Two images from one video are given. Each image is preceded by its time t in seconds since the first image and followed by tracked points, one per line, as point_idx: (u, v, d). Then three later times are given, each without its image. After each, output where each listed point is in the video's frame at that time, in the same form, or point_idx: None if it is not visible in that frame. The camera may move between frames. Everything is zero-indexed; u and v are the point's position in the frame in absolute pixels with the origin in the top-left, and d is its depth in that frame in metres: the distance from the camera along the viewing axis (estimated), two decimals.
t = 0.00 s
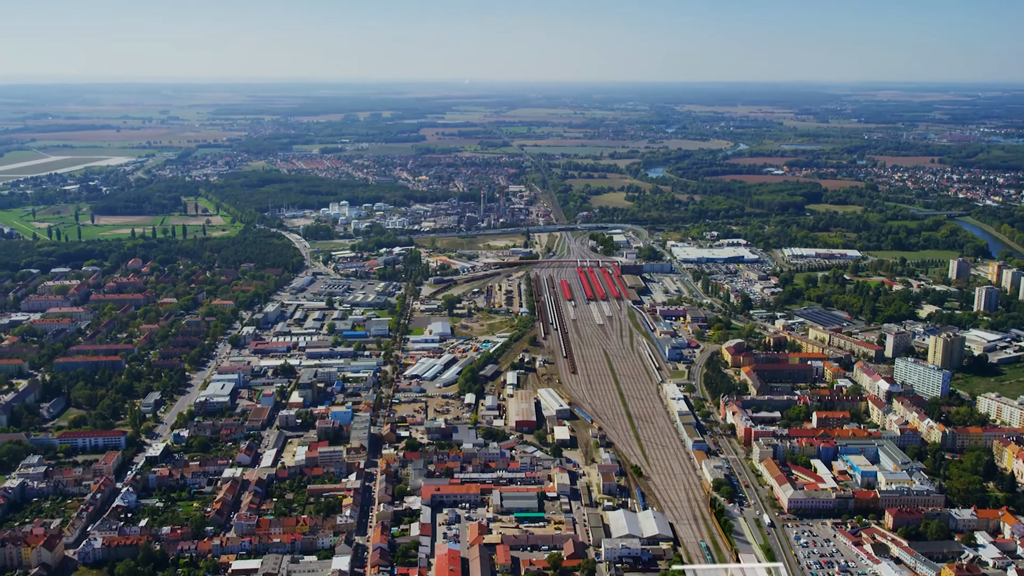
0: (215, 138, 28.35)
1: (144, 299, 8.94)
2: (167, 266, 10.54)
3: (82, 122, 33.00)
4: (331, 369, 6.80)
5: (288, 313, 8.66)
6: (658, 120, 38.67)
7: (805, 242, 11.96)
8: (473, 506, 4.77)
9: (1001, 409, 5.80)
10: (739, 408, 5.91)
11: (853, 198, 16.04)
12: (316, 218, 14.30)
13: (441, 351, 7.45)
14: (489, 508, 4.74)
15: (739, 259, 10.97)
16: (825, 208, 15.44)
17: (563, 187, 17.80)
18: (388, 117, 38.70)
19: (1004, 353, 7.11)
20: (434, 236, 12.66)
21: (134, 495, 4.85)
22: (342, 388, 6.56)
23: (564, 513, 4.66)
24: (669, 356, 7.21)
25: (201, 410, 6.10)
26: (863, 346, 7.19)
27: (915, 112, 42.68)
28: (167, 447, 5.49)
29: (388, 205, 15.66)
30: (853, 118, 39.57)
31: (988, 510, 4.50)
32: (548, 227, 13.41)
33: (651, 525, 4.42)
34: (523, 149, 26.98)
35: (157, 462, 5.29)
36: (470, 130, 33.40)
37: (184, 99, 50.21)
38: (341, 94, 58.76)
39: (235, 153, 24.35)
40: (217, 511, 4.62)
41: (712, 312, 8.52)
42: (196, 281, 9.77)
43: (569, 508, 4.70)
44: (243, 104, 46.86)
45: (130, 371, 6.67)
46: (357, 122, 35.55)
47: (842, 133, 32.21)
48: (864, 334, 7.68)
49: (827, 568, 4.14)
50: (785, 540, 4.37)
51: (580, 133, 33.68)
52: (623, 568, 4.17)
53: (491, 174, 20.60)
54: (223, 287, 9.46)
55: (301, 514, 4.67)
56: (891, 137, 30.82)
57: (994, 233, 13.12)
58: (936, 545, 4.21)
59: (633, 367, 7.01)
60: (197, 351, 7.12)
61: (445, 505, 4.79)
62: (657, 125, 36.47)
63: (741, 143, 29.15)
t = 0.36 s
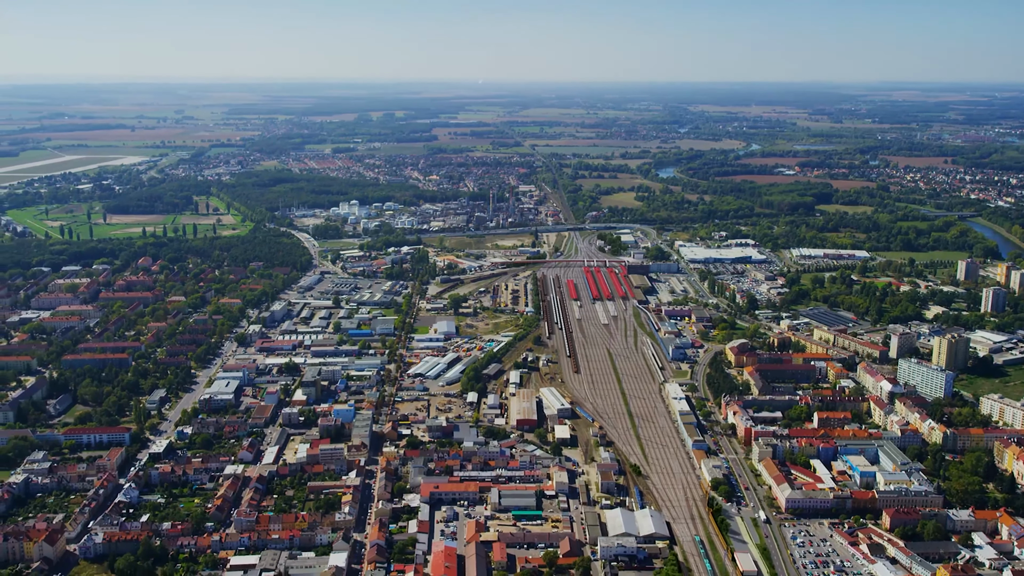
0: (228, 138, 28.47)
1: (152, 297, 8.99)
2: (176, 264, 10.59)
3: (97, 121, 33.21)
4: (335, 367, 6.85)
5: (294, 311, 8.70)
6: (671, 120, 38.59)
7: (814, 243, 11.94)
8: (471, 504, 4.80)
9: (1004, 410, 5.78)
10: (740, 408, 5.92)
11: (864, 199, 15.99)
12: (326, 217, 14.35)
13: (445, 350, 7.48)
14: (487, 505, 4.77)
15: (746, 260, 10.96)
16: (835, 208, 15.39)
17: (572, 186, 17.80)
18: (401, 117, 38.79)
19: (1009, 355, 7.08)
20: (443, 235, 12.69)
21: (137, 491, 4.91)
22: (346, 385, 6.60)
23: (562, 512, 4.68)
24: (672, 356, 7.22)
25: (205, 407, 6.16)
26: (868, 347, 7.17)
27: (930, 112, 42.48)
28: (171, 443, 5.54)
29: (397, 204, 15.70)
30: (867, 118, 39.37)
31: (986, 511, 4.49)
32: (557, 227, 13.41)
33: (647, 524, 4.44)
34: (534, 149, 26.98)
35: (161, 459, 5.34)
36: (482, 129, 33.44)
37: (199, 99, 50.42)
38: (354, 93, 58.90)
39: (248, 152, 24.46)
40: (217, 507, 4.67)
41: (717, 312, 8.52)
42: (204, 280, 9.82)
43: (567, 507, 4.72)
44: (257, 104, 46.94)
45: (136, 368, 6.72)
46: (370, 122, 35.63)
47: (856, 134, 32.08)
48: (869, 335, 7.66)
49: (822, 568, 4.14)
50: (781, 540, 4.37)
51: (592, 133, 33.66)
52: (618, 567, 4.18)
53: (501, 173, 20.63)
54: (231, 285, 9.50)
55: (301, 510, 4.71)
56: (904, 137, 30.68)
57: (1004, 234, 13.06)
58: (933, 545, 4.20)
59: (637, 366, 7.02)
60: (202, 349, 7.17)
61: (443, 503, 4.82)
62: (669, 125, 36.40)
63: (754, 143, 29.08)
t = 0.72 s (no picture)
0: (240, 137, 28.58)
1: (159, 295, 9.03)
2: (184, 263, 10.64)
3: (111, 121, 33.41)
4: (338, 366, 6.88)
5: (300, 310, 8.73)
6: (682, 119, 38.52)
7: (821, 243, 11.91)
8: (468, 502, 4.83)
9: (1005, 411, 5.76)
10: (740, 408, 5.91)
11: (874, 199, 15.93)
12: (334, 216, 14.40)
13: (448, 349, 7.51)
14: (484, 503, 4.79)
15: (753, 260, 10.95)
16: (844, 209, 15.34)
17: (581, 186, 17.81)
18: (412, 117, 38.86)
19: (1013, 356, 7.05)
20: (450, 235, 12.71)
21: (138, 487, 4.96)
22: (348, 384, 6.64)
23: (559, 509, 4.70)
24: (675, 356, 7.23)
25: (208, 404, 6.21)
26: (871, 348, 7.15)
27: (944, 112, 42.27)
28: (173, 440, 5.59)
29: (406, 204, 15.73)
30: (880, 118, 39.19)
31: (983, 512, 4.48)
32: (564, 227, 13.42)
33: (643, 522, 4.45)
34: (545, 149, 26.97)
35: (163, 455, 5.39)
36: (493, 129, 33.47)
37: (213, 99, 50.57)
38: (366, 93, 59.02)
39: (259, 152, 24.55)
40: (216, 503, 4.71)
41: (722, 312, 8.52)
42: (212, 278, 9.86)
43: (563, 505, 4.74)
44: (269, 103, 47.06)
45: (141, 366, 6.77)
46: (382, 122, 35.71)
47: (868, 134, 31.95)
48: (873, 336, 7.64)
49: (817, 567, 4.14)
50: (777, 540, 4.37)
51: (603, 133, 33.63)
52: (613, 564, 4.20)
53: (511, 173, 20.64)
54: (238, 284, 9.55)
55: (299, 507, 4.75)
56: (917, 137, 30.53)
57: (1014, 235, 13.01)
58: (928, 545, 4.19)
59: (640, 365, 7.03)
60: (207, 347, 7.22)
61: (441, 500, 4.85)
62: (681, 125, 36.33)
63: (765, 143, 29.00)
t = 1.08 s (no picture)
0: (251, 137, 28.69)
1: (166, 294, 9.08)
2: (191, 262, 10.70)
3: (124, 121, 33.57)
4: (340, 365, 6.92)
5: (305, 309, 8.78)
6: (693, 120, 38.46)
7: (828, 244, 11.89)
8: (465, 500, 4.85)
9: (1005, 413, 5.74)
10: (739, 408, 5.91)
11: (882, 200, 15.87)
12: (342, 216, 14.45)
13: (450, 348, 7.53)
14: (481, 501, 4.82)
15: (758, 260, 10.94)
16: (853, 209, 15.29)
17: (589, 187, 17.81)
18: (422, 117, 38.94)
19: (1016, 357, 7.02)
20: (456, 235, 12.74)
21: (138, 483, 5.01)
22: (349, 382, 6.68)
23: (554, 508, 4.72)
24: (676, 356, 7.23)
25: (211, 402, 6.25)
26: (873, 348, 7.14)
27: (956, 113, 42.06)
28: (175, 438, 5.64)
29: (413, 204, 15.77)
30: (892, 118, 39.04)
31: (979, 512, 4.47)
32: (571, 227, 13.44)
33: (638, 521, 4.46)
34: (554, 149, 26.98)
35: (164, 452, 5.44)
36: (502, 129, 33.50)
37: (224, 99, 50.74)
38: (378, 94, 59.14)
39: (270, 152, 24.64)
40: (215, 500, 4.75)
41: (725, 313, 8.52)
42: (218, 277, 9.91)
43: (559, 503, 4.76)
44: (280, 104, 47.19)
45: (146, 363, 6.82)
46: (392, 122, 35.78)
47: (879, 134, 31.83)
48: (876, 336, 7.63)
49: (810, 566, 4.14)
50: (772, 539, 4.37)
51: (612, 133, 33.62)
52: (606, 562, 4.21)
53: (520, 173, 20.66)
54: (244, 283, 9.60)
55: (297, 504, 4.79)
56: (929, 137, 30.40)
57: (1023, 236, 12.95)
58: (922, 546, 4.19)
59: (641, 365, 7.03)
60: (211, 345, 7.26)
61: (438, 498, 4.88)
62: (691, 125, 36.27)
63: (775, 144, 28.93)
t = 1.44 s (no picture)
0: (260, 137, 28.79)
1: (171, 292, 9.13)
2: (197, 261, 10.75)
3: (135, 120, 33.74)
4: (342, 363, 6.95)
5: (308, 308, 8.82)
6: (702, 120, 38.40)
7: (833, 244, 11.85)
8: (461, 497, 4.88)
9: (1004, 413, 5.72)
10: (737, 408, 5.92)
11: (890, 200, 15.82)
12: (348, 216, 14.49)
13: (451, 347, 7.56)
14: (476, 499, 4.84)
15: (763, 260, 10.93)
16: (860, 210, 15.23)
17: (596, 187, 17.81)
18: (432, 117, 39.01)
19: (1018, 358, 7.00)
20: (462, 234, 12.76)
21: (137, 480, 5.05)
22: (350, 381, 6.71)
23: (550, 506, 4.74)
24: (677, 356, 7.23)
25: (212, 400, 6.29)
26: (874, 349, 7.12)
27: (968, 113, 41.86)
28: (175, 435, 5.68)
29: (420, 203, 15.81)
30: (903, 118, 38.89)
31: (974, 512, 4.46)
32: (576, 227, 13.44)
33: (632, 519, 4.48)
34: (562, 149, 26.98)
35: (163, 449, 5.48)
36: (511, 129, 33.52)
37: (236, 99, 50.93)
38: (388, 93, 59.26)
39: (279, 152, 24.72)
40: (212, 496, 4.79)
41: (727, 313, 8.52)
42: (223, 276, 9.95)
43: (555, 502, 4.78)
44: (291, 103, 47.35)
45: (148, 361, 6.86)
46: (401, 121, 35.84)
47: (889, 134, 31.70)
48: (878, 337, 7.61)
49: (803, 565, 4.14)
50: (765, 538, 4.38)
51: (621, 133, 33.61)
52: (599, 561, 4.24)
53: (527, 173, 20.68)
54: (248, 282, 9.64)
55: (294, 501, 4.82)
56: (940, 137, 30.27)
57: None
58: (916, 545, 4.19)
59: (641, 365, 7.03)
60: (213, 344, 7.30)
61: (434, 496, 4.90)
62: (700, 125, 36.21)
63: (784, 144, 28.86)
